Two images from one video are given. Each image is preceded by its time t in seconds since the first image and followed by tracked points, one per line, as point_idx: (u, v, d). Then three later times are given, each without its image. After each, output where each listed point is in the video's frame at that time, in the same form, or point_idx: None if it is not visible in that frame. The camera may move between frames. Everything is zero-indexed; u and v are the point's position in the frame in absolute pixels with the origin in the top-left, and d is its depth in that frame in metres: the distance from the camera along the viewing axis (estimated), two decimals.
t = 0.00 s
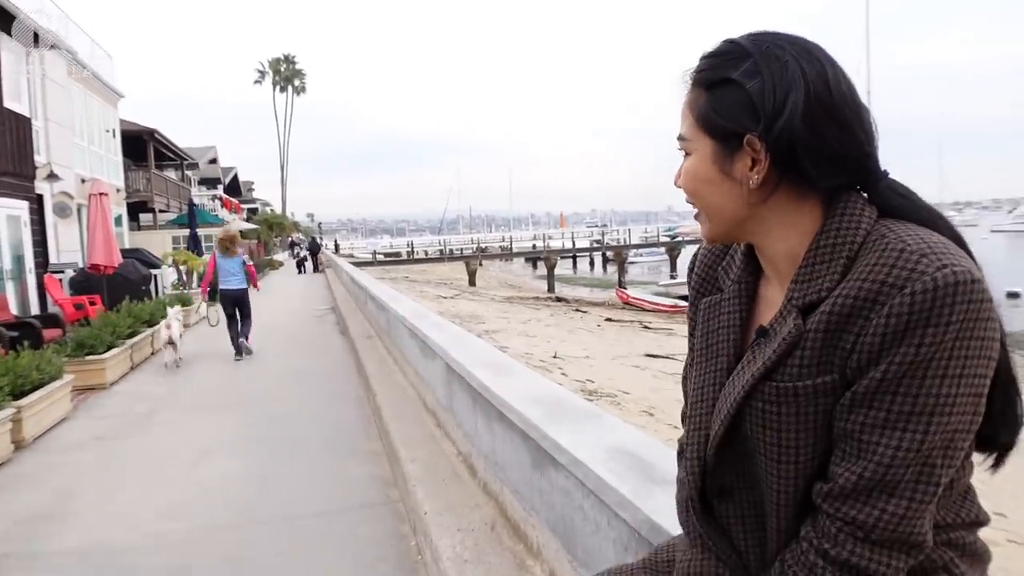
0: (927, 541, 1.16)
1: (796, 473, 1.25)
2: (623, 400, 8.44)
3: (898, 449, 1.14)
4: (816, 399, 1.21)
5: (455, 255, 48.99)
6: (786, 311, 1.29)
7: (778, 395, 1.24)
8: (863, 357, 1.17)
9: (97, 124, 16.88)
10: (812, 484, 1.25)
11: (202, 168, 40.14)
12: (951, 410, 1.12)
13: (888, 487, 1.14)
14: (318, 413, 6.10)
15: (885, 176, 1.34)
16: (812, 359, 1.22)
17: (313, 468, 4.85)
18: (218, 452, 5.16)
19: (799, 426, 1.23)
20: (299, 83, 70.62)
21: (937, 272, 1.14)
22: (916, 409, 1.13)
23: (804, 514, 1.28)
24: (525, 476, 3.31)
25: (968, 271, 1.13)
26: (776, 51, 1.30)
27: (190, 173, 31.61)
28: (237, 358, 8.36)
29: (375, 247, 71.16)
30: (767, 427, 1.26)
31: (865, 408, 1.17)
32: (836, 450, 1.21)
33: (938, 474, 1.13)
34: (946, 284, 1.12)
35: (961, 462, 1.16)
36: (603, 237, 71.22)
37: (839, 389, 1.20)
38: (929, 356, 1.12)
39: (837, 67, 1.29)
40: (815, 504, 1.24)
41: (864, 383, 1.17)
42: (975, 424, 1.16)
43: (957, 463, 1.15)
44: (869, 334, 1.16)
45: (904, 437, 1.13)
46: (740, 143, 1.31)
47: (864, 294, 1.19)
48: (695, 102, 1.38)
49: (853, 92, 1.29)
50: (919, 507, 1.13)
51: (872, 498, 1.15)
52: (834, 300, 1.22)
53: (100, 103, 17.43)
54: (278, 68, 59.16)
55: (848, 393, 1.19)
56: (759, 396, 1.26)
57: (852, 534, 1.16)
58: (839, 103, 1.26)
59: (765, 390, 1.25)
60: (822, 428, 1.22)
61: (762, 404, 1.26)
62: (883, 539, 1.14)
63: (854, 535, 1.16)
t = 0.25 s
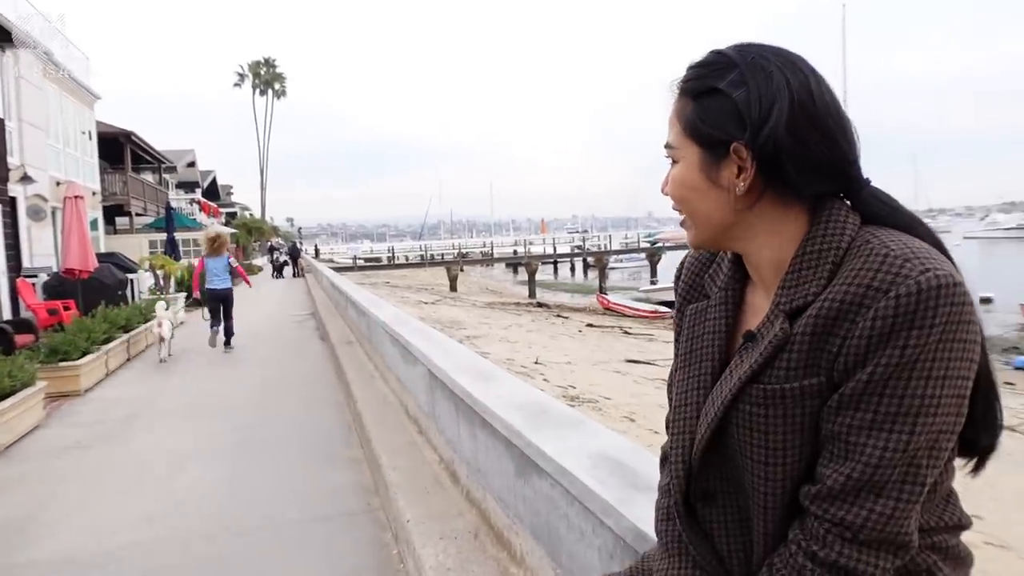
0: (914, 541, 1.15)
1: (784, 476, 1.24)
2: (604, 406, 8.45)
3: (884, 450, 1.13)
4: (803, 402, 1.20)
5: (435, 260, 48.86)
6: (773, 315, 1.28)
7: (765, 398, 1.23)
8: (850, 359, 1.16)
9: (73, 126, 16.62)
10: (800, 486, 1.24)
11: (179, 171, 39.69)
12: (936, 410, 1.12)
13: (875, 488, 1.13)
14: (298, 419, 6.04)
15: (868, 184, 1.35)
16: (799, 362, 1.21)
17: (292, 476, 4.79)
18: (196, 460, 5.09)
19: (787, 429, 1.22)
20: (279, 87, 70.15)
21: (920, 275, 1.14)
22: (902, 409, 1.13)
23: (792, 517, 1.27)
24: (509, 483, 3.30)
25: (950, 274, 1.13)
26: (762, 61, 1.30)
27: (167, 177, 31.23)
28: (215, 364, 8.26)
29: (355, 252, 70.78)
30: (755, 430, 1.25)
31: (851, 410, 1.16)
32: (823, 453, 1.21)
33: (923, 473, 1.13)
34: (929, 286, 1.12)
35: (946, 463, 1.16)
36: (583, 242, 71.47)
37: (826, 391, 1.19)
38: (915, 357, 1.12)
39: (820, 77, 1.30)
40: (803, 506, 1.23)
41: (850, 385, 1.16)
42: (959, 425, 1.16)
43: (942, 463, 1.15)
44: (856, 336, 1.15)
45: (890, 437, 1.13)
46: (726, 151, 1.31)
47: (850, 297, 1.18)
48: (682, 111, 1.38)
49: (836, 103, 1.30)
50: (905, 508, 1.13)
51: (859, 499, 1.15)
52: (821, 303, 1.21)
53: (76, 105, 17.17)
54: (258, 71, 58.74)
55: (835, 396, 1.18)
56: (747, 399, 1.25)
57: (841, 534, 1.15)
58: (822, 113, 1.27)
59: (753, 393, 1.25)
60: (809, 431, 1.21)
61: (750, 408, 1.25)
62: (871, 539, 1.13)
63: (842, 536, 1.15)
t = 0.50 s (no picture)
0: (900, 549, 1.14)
1: (771, 483, 1.23)
2: (588, 415, 8.44)
3: (870, 455, 1.12)
4: (788, 408, 1.20)
5: (418, 269, 48.75)
6: (759, 322, 1.27)
7: (752, 404, 1.22)
8: (835, 365, 1.16)
9: (50, 133, 16.39)
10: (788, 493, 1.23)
11: (158, 179, 39.26)
12: (921, 415, 1.11)
13: (862, 494, 1.12)
14: (279, 430, 5.97)
15: (852, 196, 1.35)
16: (785, 369, 1.20)
17: (273, 488, 4.72)
18: (175, 472, 5.00)
19: (774, 436, 1.21)
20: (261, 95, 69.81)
21: (903, 282, 1.13)
22: (888, 415, 1.12)
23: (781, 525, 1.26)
24: (493, 493, 3.27)
25: (933, 281, 1.13)
26: (747, 78, 1.30)
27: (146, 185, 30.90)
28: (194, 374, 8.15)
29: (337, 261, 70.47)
30: (743, 437, 1.24)
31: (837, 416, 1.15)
32: (810, 459, 1.20)
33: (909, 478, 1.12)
34: (912, 292, 1.12)
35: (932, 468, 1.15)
36: (566, 251, 71.63)
37: (813, 397, 1.18)
38: (899, 361, 1.11)
39: (804, 93, 1.30)
40: (791, 513, 1.22)
41: (836, 391, 1.15)
42: (943, 431, 1.15)
43: (928, 468, 1.14)
44: (840, 343, 1.15)
45: (874, 442, 1.12)
46: (713, 165, 1.31)
47: (834, 304, 1.18)
48: (670, 126, 1.38)
49: (821, 118, 1.29)
50: (892, 513, 1.12)
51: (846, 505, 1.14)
52: (806, 310, 1.21)
53: (54, 111, 16.96)
54: (238, 78, 58.36)
55: (821, 402, 1.17)
56: (734, 407, 1.24)
57: (828, 540, 1.14)
58: (806, 128, 1.26)
59: (740, 400, 1.24)
60: (797, 437, 1.20)
61: (737, 415, 1.24)
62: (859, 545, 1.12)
63: (830, 542, 1.14)
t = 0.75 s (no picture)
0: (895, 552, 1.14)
1: (764, 488, 1.23)
2: (575, 423, 8.43)
3: (863, 459, 1.12)
4: (779, 413, 1.19)
5: (403, 277, 48.57)
6: (748, 328, 1.27)
7: (743, 410, 1.22)
8: (825, 369, 1.15)
9: (29, 141, 16.19)
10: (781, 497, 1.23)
11: (140, 186, 38.85)
12: (911, 418, 1.12)
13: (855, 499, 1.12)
14: (263, 441, 5.91)
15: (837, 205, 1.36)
16: (774, 374, 1.20)
17: (258, 500, 4.67)
18: (157, 484, 4.93)
19: (764, 440, 1.21)
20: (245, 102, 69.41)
21: (888, 285, 1.14)
22: (878, 418, 1.12)
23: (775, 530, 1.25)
24: (480, 503, 3.25)
25: (915, 284, 1.14)
26: (734, 89, 1.31)
27: (128, 193, 30.57)
28: (177, 384, 8.05)
29: (321, 269, 70.06)
30: (735, 443, 1.23)
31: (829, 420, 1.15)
32: (802, 463, 1.20)
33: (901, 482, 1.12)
34: (897, 297, 1.12)
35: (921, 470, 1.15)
36: (551, 259, 71.74)
37: (803, 402, 1.18)
38: (888, 365, 1.11)
39: (789, 103, 1.31)
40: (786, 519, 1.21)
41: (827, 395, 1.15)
42: (931, 432, 1.16)
43: (917, 470, 1.15)
44: (828, 347, 1.15)
45: (866, 445, 1.12)
46: (701, 174, 1.31)
47: (821, 309, 1.18)
48: (657, 135, 1.38)
49: (806, 127, 1.31)
50: (886, 515, 1.12)
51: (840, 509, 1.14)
52: (794, 316, 1.20)
53: (34, 118, 16.76)
54: (222, 86, 57.98)
55: (811, 406, 1.17)
56: (726, 413, 1.24)
57: (824, 545, 1.14)
58: (792, 138, 1.28)
59: (731, 405, 1.24)
60: (788, 441, 1.20)
61: (728, 421, 1.24)
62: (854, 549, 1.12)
63: (826, 547, 1.14)
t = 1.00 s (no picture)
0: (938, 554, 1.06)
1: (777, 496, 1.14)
2: (564, 428, 8.43)
3: (881, 454, 1.05)
4: (786, 415, 1.13)
5: (392, 282, 48.51)
6: (739, 328, 1.21)
7: (746, 414, 1.15)
8: (829, 365, 1.09)
9: (15, 145, 16.06)
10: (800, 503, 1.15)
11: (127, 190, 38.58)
12: (922, 406, 1.05)
13: (885, 497, 1.04)
14: (251, 447, 5.87)
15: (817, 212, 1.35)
16: (777, 375, 1.13)
17: (246, 506, 4.63)
18: (143, 491, 4.87)
19: (776, 445, 1.13)
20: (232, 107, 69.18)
21: (877, 277, 1.09)
22: (890, 408, 1.05)
23: (797, 537, 1.18)
24: (471, 508, 3.24)
25: (899, 275, 1.10)
26: (714, 99, 1.30)
27: (115, 197, 30.36)
28: (163, 390, 7.98)
29: (309, 274, 69.80)
30: (738, 450, 1.16)
31: (838, 416, 1.09)
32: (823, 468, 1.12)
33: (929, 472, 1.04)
34: (892, 286, 1.07)
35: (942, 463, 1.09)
36: (540, 264, 71.85)
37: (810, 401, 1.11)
38: (895, 354, 1.05)
39: (767, 114, 1.31)
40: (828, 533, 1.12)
41: (833, 391, 1.09)
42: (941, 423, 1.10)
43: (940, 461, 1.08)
44: (830, 343, 1.09)
45: (892, 442, 1.05)
46: (682, 184, 1.30)
47: (816, 306, 1.12)
48: (638, 146, 1.37)
49: (783, 137, 1.31)
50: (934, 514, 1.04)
51: (868, 508, 1.06)
52: (790, 314, 1.15)
53: (19, 122, 16.62)
54: (210, 90, 57.77)
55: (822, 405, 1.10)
56: (727, 418, 1.17)
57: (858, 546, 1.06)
58: (770, 148, 1.27)
59: (732, 411, 1.16)
60: (798, 444, 1.13)
61: (732, 428, 1.16)
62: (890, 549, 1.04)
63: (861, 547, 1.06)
